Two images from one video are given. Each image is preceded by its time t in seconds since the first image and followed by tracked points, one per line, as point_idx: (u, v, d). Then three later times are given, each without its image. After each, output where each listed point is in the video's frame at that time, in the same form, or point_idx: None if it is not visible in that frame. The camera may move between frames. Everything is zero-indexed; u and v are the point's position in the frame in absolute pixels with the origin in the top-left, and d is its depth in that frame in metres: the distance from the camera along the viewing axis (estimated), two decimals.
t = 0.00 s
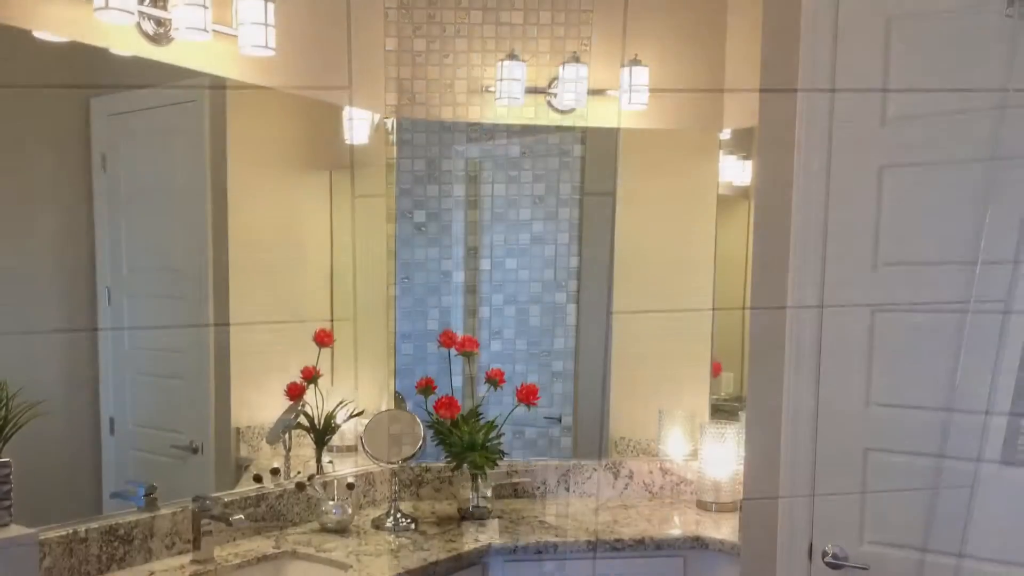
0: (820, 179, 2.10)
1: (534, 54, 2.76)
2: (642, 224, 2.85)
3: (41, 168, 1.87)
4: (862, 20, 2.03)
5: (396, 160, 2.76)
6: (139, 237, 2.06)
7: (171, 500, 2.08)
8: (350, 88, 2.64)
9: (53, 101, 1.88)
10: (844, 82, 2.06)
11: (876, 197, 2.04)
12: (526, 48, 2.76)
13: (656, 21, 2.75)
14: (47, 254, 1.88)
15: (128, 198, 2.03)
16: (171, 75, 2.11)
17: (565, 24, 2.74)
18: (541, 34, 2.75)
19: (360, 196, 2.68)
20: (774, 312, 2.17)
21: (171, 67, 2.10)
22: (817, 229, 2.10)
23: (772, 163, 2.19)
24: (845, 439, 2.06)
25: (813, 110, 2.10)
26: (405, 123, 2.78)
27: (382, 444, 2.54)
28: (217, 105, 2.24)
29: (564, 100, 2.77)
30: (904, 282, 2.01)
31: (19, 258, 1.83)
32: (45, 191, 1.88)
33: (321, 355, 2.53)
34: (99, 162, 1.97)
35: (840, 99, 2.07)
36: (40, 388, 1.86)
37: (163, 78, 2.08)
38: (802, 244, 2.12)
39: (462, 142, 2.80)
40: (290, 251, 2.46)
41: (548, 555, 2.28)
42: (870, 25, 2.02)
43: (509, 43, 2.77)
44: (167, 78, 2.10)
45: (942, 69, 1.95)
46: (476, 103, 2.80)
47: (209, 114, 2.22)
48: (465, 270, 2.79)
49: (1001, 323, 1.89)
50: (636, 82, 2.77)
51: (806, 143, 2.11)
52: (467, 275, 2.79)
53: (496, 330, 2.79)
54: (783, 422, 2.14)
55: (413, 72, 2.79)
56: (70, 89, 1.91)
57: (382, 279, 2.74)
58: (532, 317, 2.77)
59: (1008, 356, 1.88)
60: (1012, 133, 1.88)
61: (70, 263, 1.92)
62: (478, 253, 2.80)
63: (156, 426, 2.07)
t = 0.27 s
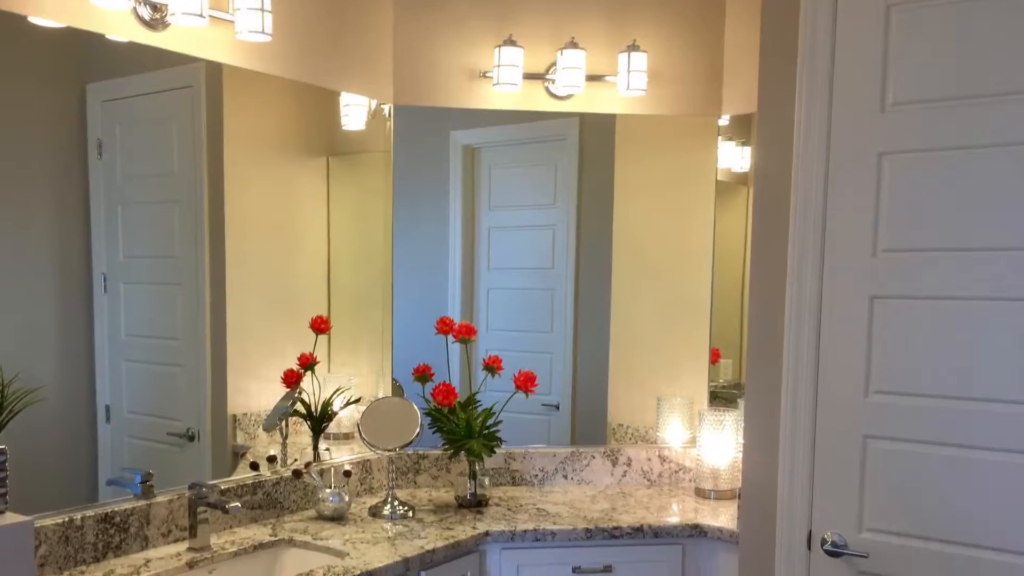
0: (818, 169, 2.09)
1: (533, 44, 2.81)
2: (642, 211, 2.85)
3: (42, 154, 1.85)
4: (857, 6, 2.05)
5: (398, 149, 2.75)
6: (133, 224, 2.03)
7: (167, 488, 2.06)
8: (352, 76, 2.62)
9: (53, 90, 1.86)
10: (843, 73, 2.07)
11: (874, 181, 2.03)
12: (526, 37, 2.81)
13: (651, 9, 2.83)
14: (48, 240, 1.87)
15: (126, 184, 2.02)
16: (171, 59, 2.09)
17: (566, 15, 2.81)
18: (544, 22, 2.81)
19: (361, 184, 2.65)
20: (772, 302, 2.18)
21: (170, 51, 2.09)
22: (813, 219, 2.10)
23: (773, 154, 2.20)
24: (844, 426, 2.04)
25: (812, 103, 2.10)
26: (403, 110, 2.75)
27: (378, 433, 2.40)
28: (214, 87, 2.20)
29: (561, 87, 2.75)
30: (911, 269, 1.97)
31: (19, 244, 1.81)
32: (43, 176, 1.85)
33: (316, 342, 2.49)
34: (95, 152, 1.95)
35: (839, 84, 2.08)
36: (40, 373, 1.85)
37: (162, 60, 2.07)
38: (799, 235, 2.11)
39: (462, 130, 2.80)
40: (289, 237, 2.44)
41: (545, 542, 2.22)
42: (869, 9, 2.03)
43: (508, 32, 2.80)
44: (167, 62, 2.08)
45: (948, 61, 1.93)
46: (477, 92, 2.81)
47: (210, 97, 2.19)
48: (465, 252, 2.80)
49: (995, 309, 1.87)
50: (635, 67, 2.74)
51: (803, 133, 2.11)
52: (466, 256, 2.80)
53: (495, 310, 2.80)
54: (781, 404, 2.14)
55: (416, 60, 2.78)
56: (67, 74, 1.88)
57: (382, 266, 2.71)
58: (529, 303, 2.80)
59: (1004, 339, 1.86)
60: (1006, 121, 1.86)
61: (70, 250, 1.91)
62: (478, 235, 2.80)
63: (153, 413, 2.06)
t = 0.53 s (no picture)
0: (817, 156, 2.08)
1: (531, 30, 2.79)
2: (640, 198, 2.83)
3: (38, 140, 1.83)
4: None
5: (394, 136, 2.73)
6: (128, 210, 2.01)
7: (163, 476, 2.04)
8: (348, 61, 2.59)
9: (48, 73, 1.84)
10: (844, 58, 2.04)
11: (873, 168, 2.01)
12: (523, 23, 2.78)
13: None
14: (44, 227, 1.85)
15: (121, 170, 2.00)
16: (165, 44, 2.07)
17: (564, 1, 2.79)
18: (542, 8, 2.78)
19: (358, 170, 2.63)
20: (772, 289, 2.17)
21: (165, 37, 2.06)
22: (813, 206, 2.08)
23: (773, 141, 2.18)
24: (843, 414, 2.03)
25: (812, 89, 2.08)
26: (400, 96, 2.73)
27: (376, 420, 2.39)
28: (210, 73, 2.18)
29: (558, 74, 2.72)
30: (911, 256, 1.96)
31: (14, 231, 1.79)
32: (38, 162, 1.83)
33: (313, 329, 2.47)
34: (91, 138, 1.93)
35: (837, 68, 2.05)
36: (36, 361, 1.84)
37: (156, 45, 2.04)
38: (798, 222, 2.10)
39: (459, 116, 2.77)
40: (285, 224, 2.42)
41: (543, 530, 2.21)
42: None
43: (506, 18, 2.77)
44: (162, 47, 2.06)
45: (949, 46, 1.92)
46: (473, 78, 2.78)
47: (206, 84, 2.17)
48: (462, 238, 2.78)
49: (995, 295, 1.86)
50: (632, 52, 2.71)
51: (803, 119, 2.10)
52: (463, 243, 2.78)
53: (492, 297, 2.78)
54: (780, 392, 2.13)
55: (413, 45, 2.75)
56: (61, 59, 1.86)
57: (378, 253, 2.70)
58: (527, 290, 2.78)
59: (1004, 326, 1.85)
60: (1006, 107, 1.85)
61: (66, 236, 1.89)
62: (474, 222, 2.78)
63: (149, 401, 2.05)
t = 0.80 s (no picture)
0: (817, 142, 2.06)
1: (528, 17, 2.77)
2: (639, 185, 2.81)
3: (32, 126, 1.81)
4: None
5: (392, 122, 2.71)
6: (124, 197, 2.00)
7: (159, 464, 2.03)
8: (344, 47, 2.57)
9: (42, 59, 1.82)
10: (844, 44, 2.03)
11: (873, 154, 2.00)
12: (520, 9, 2.76)
13: None
14: (39, 214, 1.83)
15: (116, 156, 1.98)
16: (161, 30, 2.04)
17: None
18: None
19: (356, 156, 2.61)
20: (770, 277, 2.15)
21: (161, 22, 2.04)
22: (813, 193, 2.07)
23: (772, 126, 2.16)
24: (843, 402, 2.02)
25: (811, 75, 2.06)
26: (398, 82, 2.71)
27: (373, 407, 2.38)
28: (207, 58, 2.15)
29: (555, 59, 2.70)
30: (910, 242, 1.95)
31: (8, 218, 1.77)
32: (33, 148, 1.82)
33: (311, 316, 2.46)
34: (86, 123, 1.91)
35: (837, 55, 2.03)
36: (31, 348, 1.82)
37: (152, 31, 2.02)
38: (798, 209, 2.08)
39: (457, 102, 2.75)
40: (281, 211, 2.40)
41: (542, 517, 2.21)
42: None
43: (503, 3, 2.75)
44: (158, 33, 2.04)
45: (949, 32, 1.90)
46: (471, 64, 2.76)
47: (203, 69, 2.14)
48: (460, 225, 2.76)
49: (996, 282, 1.85)
50: (631, 37, 2.69)
51: (802, 105, 2.08)
52: (461, 229, 2.76)
53: (489, 285, 2.77)
54: (779, 380, 2.12)
55: (410, 30, 2.72)
56: (55, 44, 1.84)
57: (376, 240, 2.68)
58: (524, 276, 2.77)
59: (1004, 313, 1.84)
60: (1006, 93, 1.83)
61: (61, 223, 1.88)
62: (472, 208, 2.76)
63: (145, 387, 2.03)
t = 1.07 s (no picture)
0: (816, 128, 2.04)
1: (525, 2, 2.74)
2: (637, 171, 2.80)
3: (27, 113, 1.79)
4: None
5: (389, 108, 2.68)
6: (119, 184, 1.98)
7: (156, 452, 2.02)
8: (341, 32, 2.54)
9: (35, 42, 1.80)
10: (844, 30, 2.00)
11: (873, 140, 1.98)
12: None
13: None
14: (35, 201, 1.82)
15: (112, 143, 1.96)
16: (157, 15, 2.02)
17: None
18: None
19: (353, 142, 2.58)
20: (768, 264, 2.14)
21: (157, 8, 2.02)
22: (812, 180, 2.05)
23: (771, 112, 2.14)
24: (842, 390, 2.02)
25: (810, 61, 2.04)
26: (395, 68, 2.68)
27: (370, 395, 2.37)
28: (202, 43, 2.13)
29: (553, 45, 2.69)
30: (909, 229, 1.94)
31: (3, 205, 1.75)
32: (27, 134, 1.79)
33: (307, 303, 2.44)
34: (82, 108, 1.89)
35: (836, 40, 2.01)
36: (27, 336, 1.81)
37: (147, 16, 2.00)
38: (796, 196, 2.07)
39: (455, 88, 2.73)
40: (277, 198, 2.38)
41: (539, 505, 2.21)
42: None
43: None
44: (155, 19, 2.01)
45: (951, 18, 1.88)
46: (469, 50, 2.73)
47: (199, 54, 2.12)
48: (457, 212, 2.74)
49: (995, 268, 1.84)
50: (629, 23, 2.69)
51: (801, 91, 2.06)
52: (458, 216, 2.74)
53: (486, 272, 2.75)
54: (778, 369, 2.11)
55: (407, 16, 2.69)
56: (49, 29, 1.82)
57: (373, 227, 2.66)
58: (521, 263, 2.75)
59: (1004, 301, 1.83)
60: (1006, 79, 1.82)
61: (56, 210, 1.86)
62: (469, 195, 2.75)
63: (141, 375, 2.02)
